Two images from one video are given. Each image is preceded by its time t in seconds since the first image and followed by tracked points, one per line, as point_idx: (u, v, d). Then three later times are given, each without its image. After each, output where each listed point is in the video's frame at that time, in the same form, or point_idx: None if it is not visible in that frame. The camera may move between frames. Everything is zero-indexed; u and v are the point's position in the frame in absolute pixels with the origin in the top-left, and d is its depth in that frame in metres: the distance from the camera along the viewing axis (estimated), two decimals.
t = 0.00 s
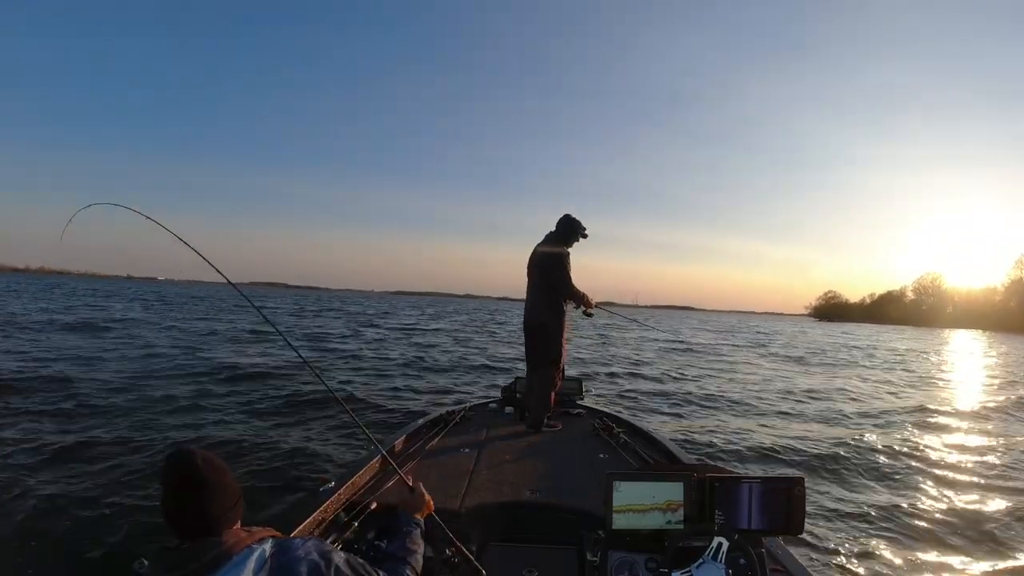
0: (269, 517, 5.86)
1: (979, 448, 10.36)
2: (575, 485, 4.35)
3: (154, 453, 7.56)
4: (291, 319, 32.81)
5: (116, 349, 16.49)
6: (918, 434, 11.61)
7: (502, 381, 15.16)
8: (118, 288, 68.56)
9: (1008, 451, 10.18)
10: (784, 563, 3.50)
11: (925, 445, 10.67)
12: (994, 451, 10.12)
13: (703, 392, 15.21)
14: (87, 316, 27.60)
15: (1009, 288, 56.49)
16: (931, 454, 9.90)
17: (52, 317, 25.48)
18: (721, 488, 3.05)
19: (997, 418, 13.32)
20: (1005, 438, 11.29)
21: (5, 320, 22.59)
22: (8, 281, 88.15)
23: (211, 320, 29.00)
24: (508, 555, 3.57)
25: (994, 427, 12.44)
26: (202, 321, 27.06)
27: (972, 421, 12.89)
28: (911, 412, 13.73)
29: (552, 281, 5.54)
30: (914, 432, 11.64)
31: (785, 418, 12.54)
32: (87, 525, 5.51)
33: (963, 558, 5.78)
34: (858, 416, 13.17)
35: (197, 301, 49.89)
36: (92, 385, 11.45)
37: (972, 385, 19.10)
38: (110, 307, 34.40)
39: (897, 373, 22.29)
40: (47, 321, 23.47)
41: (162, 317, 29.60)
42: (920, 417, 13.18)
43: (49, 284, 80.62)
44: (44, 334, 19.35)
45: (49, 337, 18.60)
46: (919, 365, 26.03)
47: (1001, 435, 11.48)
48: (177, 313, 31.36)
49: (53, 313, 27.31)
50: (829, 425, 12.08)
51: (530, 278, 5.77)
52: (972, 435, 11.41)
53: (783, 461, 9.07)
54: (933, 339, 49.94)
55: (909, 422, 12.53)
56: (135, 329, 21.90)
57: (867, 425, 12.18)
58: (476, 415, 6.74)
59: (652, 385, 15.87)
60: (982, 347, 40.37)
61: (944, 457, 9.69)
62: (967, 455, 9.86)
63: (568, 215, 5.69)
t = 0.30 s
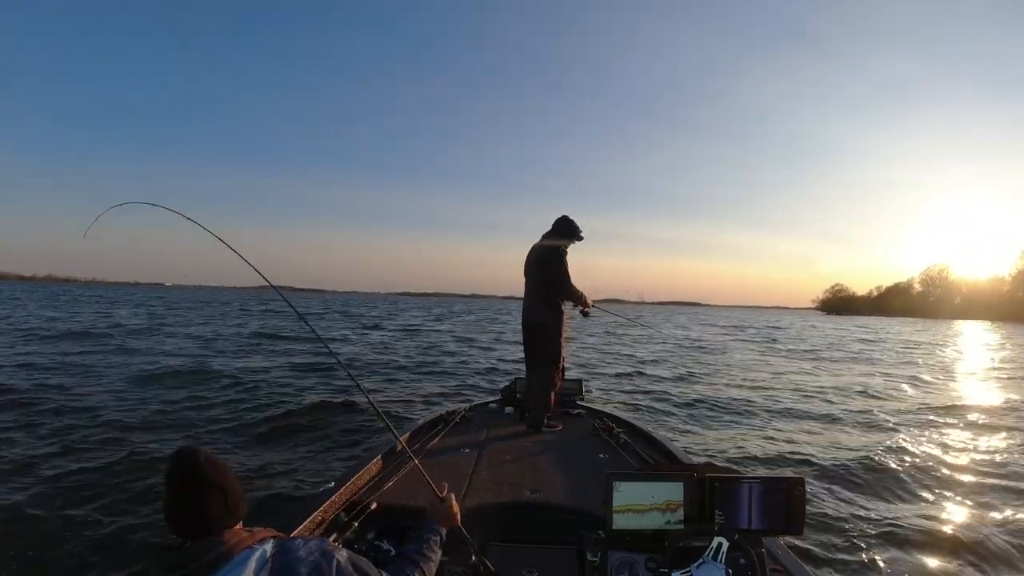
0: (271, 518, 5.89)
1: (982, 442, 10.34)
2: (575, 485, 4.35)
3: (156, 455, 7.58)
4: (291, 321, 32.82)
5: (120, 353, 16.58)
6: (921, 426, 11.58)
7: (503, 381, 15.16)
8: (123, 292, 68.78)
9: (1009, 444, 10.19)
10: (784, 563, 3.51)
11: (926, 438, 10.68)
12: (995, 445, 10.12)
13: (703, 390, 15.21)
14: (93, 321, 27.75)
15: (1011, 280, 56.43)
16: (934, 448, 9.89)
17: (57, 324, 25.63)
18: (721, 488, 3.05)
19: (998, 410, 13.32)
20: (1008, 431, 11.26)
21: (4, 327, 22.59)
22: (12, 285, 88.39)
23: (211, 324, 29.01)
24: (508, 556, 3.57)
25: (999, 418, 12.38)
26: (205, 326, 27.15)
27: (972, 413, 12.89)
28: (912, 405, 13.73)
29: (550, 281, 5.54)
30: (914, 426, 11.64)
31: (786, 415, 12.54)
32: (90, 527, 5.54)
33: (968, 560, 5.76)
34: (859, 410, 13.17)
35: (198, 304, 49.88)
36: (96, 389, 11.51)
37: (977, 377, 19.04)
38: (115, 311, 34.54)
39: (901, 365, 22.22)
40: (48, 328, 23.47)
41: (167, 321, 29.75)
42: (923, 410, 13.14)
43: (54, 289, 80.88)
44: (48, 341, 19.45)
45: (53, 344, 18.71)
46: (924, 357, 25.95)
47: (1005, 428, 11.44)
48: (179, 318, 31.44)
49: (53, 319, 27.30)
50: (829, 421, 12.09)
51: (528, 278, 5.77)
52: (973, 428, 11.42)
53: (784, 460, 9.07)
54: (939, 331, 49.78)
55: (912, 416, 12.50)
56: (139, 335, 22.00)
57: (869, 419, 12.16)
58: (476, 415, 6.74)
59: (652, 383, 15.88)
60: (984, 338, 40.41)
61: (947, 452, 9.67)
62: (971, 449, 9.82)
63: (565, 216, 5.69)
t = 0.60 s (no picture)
0: (272, 518, 5.90)
1: (985, 439, 10.30)
2: (576, 485, 4.35)
3: (157, 455, 7.60)
4: (292, 322, 32.90)
5: (123, 356, 16.63)
6: (923, 425, 11.57)
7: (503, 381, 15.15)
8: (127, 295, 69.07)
9: (1010, 441, 10.17)
10: (784, 563, 3.51)
11: (927, 434, 10.66)
12: (997, 442, 10.10)
13: (703, 388, 15.22)
14: (95, 325, 27.79)
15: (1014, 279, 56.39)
16: (936, 444, 9.87)
17: (61, 327, 25.74)
18: (721, 488, 3.05)
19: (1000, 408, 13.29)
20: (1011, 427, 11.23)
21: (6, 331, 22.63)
22: (15, 287, 88.59)
23: (211, 326, 29.03)
24: (509, 557, 3.57)
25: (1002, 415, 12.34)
26: (208, 329, 27.22)
27: (974, 411, 12.87)
28: (912, 403, 13.72)
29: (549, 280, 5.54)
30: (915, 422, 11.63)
31: (786, 412, 12.54)
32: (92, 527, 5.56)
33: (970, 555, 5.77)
34: (859, 407, 13.17)
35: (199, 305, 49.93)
36: (98, 391, 11.55)
37: (981, 375, 18.97)
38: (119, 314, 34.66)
39: (904, 364, 22.16)
40: (49, 331, 23.54)
41: (169, 322, 29.97)
42: (925, 407, 13.12)
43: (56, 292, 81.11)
44: (51, 344, 19.52)
45: (56, 346, 18.78)
46: (927, 355, 25.87)
47: (1007, 426, 11.42)
48: (180, 321, 31.49)
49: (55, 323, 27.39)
50: (830, 417, 12.08)
51: (527, 277, 5.76)
52: (974, 426, 11.40)
53: (785, 456, 9.06)
54: (944, 329, 49.57)
55: (913, 414, 12.47)
56: (142, 337, 22.06)
57: (871, 416, 12.15)
58: (476, 415, 6.73)
59: (652, 382, 15.88)
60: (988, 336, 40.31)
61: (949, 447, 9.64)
62: (973, 446, 9.80)
63: (563, 215, 5.69)
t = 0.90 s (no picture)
0: (272, 518, 5.92)
1: (986, 450, 10.28)
2: (576, 485, 4.35)
3: (156, 454, 7.59)
4: (292, 321, 32.87)
5: (126, 352, 16.69)
6: (923, 433, 11.58)
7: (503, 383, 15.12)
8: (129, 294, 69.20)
9: (1010, 451, 10.18)
10: (784, 563, 3.51)
11: (926, 443, 10.67)
12: (996, 453, 10.11)
13: (703, 392, 15.21)
14: (95, 320, 27.76)
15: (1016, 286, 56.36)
16: (938, 454, 9.86)
17: (65, 322, 25.84)
18: (721, 489, 3.05)
19: (1000, 418, 13.30)
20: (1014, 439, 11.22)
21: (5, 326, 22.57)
22: (15, 285, 88.48)
23: (211, 324, 28.98)
24: (508, 556, 3.57)
25: (1005, 426, 12.32)
26: (210, 327, 27.30)
27: (974, 422, 12.88)
28: (912, 412, 13.73)
29: (551, 281, 5.54)
30: (915, 432, 11.63)
31: (786, 417, 12.54)
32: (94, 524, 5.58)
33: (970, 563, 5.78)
34: (859, 415, 13.18)
35: (198, 304, 49.84)
36: (101, 388, 11.60)
37: (985, 385, 18.93)
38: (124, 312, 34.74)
39: (907, 371, 22.12)
40: (49, 327, 23.49)
41: (169, 320, 29.96)
42: (928, 418, 13.10)
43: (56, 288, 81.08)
44: (55, 339, 19.60)
45: (59, 342, 18.86)
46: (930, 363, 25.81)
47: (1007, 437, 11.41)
48: (181, 318, 31.44)
49: (54, 319, 27.32)
50: (830, 424, 12.09)
51: (530, 278, 5.76)
52: (974, 437, 11.41)
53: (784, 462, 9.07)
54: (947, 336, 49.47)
55: (915, 423, 12.47)
56: (144, 335, 22.12)
57: (872, 424, 12.16)
58: (476, 415, 6.73)
59: (652, 385, 15.89)
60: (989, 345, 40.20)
61: (951, 458, 9.64)
62: (975, 457, 9.78)
63: (566, 217, 5.68)
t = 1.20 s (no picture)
0: (271, 517, 5.92)
1: (986, 456, 10.27)
2: (575, 485, 4.35)
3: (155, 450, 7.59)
4: (293, 318, 32.84)
5: (127, 347, 16.70)
6: (922, 439, 11.58)
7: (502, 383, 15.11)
8: (132, 289, 69.15)
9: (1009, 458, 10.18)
10: (783, 563, 3.51)
11: (925, 449, 10.67)
12: (996, 459, 10.11)
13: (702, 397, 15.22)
14: (95, 314, 27.71)
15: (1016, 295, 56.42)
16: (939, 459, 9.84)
17: (65, 316, 25.81)
18: (721, 489, 3.05)
19: (999, 427, 13.29)
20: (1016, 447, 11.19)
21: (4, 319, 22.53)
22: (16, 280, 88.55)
23: (211, 320, 28.96)
24: (508, 556, 3.57)
25: (1008, 435, 12.28)
26: (211, 322, 27.33)
27: (972, 429, 12.88)
28: (911, 419, 13.72)
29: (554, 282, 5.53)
30: (914, 437, 11.63)
31: (785, 423, 12.54)
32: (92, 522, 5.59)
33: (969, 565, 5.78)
34: (858, 422, 13.18)
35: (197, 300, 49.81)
36: (101, 382, 11.61)
37: (988, 395, 18.85)
38: (125, 306, 34.76)
39: (909, 380, 22.04)
40: (48, 319, 23.44)
41: (169, 315, 29.94)
42: (927, 425, 13.11)
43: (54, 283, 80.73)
44: (56, 331, 19.63)
45: (58, 335, 18.84)
46: (933, 372, 25.71)
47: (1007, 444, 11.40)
48: (180, 313, 31.43)
49: (54, 312, 27.25)
50: (829, 429, 12.09)
51: (532, 279, 5.76)
52: (973, 443, 11.42)
53: (783, 465, 9.07)
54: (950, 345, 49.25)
55: (915, 429, 12.47)
56: (146, 329, 22.15)
57: (871, 430, 12.16)
58: (476, 415, 6.73)
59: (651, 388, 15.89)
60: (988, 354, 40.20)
61: (951, 463, 9.61)
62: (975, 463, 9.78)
63: (568, 219, 5.68)
